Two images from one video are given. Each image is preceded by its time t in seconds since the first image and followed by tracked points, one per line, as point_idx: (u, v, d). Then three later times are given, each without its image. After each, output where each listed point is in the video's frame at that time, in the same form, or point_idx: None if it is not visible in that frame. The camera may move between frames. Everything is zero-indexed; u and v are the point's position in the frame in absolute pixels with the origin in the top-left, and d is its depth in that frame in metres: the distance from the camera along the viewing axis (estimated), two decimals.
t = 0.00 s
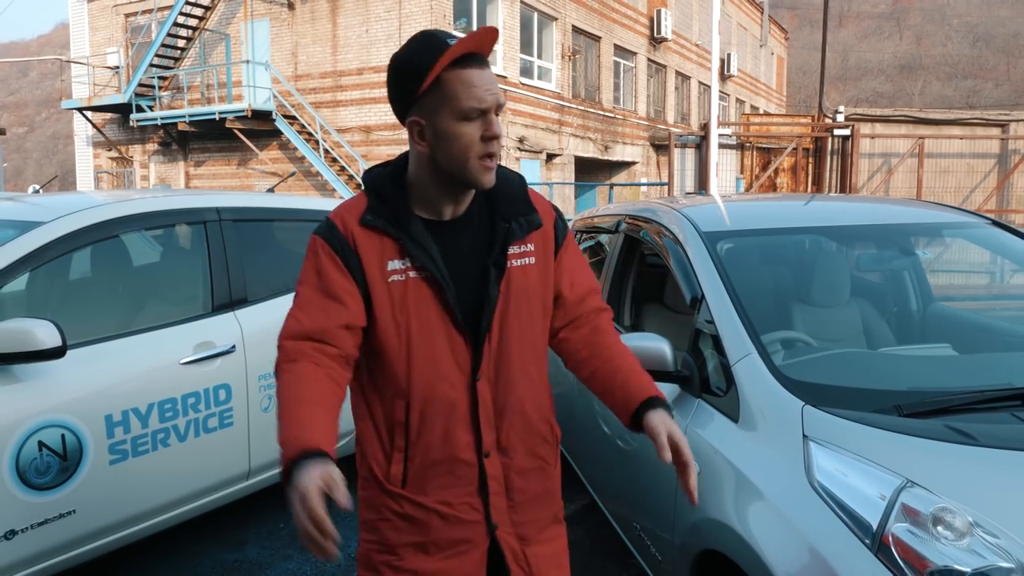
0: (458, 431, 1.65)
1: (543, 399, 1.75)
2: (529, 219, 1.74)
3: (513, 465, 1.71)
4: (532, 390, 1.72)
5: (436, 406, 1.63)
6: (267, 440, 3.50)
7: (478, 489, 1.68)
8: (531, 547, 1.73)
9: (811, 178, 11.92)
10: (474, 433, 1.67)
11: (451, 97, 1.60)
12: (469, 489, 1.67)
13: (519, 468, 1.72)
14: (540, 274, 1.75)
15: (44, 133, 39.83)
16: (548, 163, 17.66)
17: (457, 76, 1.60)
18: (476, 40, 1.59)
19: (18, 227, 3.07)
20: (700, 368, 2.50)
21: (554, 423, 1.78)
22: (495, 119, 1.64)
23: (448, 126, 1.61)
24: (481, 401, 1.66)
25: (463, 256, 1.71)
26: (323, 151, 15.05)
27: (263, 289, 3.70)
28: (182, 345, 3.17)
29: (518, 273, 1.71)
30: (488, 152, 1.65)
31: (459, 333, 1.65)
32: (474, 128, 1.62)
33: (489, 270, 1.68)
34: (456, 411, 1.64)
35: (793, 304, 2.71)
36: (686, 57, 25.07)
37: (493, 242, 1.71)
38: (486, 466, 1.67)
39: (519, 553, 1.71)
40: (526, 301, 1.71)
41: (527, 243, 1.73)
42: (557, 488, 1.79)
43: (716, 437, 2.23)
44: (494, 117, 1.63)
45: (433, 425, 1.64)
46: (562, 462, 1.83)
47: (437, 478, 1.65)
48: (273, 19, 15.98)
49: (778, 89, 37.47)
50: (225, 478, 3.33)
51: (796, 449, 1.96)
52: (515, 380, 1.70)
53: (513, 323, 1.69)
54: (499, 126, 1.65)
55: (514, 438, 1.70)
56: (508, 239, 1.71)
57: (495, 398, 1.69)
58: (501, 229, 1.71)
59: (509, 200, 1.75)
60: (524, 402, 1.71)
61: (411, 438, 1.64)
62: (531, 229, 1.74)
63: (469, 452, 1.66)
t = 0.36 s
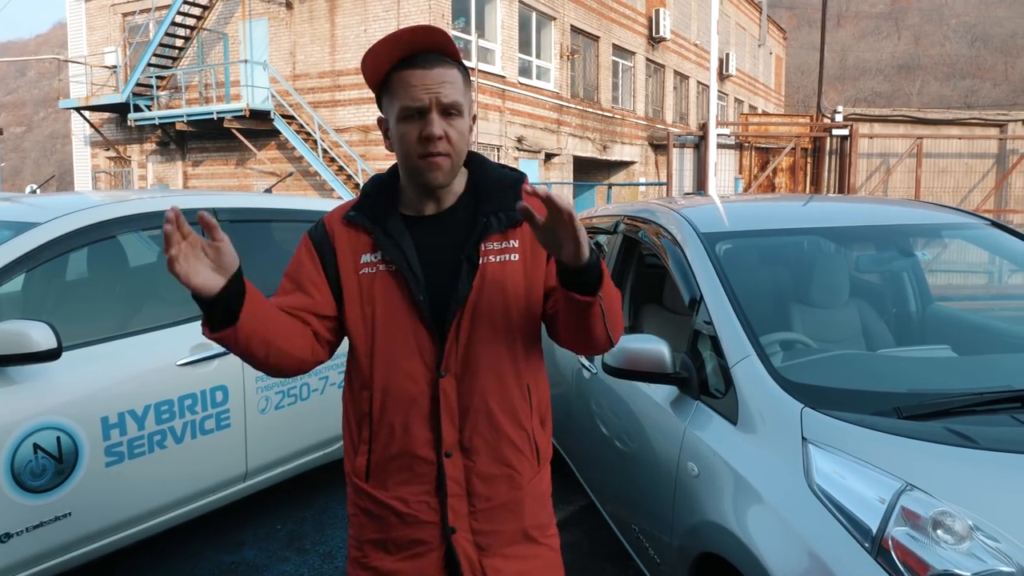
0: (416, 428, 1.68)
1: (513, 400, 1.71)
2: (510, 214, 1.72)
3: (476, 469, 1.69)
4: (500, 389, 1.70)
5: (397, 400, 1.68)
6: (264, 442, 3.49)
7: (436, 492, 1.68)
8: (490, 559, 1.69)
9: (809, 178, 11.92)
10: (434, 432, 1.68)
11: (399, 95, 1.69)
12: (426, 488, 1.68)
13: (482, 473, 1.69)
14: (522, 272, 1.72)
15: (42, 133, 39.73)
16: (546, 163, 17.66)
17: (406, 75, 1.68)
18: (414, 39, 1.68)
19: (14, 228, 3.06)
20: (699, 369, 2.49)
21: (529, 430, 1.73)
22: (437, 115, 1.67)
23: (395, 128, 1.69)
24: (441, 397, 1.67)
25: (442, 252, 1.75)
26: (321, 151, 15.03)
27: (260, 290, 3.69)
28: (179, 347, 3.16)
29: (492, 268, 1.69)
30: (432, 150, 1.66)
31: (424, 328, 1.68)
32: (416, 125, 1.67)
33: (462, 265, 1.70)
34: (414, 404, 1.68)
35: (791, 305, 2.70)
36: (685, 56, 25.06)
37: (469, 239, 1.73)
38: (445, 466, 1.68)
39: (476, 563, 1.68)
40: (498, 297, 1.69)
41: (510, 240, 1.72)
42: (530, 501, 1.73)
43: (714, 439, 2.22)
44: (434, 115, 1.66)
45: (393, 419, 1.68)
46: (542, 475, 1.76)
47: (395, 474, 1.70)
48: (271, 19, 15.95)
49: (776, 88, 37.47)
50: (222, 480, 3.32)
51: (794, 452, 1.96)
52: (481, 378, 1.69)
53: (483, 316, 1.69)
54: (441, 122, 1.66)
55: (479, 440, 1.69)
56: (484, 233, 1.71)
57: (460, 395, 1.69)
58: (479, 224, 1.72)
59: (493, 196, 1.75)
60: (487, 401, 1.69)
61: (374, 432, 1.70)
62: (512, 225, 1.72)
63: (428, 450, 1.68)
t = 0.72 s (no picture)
0: (425, 437, 1.65)
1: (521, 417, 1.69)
2: (521, 222, 1.70)
3: (483, 479, 1.68)
4: (510, 411, 1.67)
5: (405, 410, 1.65)
6: (257, 443, 3.47)
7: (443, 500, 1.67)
8: (497, 566, 1.69)
9: (806, 177, 11.90)
10: (442, 442, 1.66)
11: (398, 90, 1.68)
12: (432, 497, 1.67)
13: (490, 483, 1.68)
14: (532, 284, 1.69)
15: (39, 133, 39.55)
16: (543, 162, 17.63)
17: (404, 68, 1.68)
18: (410, 35, 1.66)
19: (5, 227, 3.03)
20: (695, 370, 2.47)
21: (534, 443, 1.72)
22: (436, 108, 1.66)
23: (395, 121, 1.70)
24: (451, 409, 1.64)
25: (452, 260, 1.72)
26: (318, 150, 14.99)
27: (254, 290, 3.66)
28: (172, 347, 3.13)
29: (504, 278, 1.67)
30: (431, 145, 1.67)
31: (434, 337, 1.65)
32: (414, 119, 1.67)
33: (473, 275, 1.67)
34: (423, 418, 1.65)
35: (788, 305, 2.68)
36: (682, 56, 25.06)
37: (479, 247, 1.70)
38: (452, 475, 1.66)
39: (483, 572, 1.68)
40: (509, 309, 1.67)
41: (519, 248, 1.69)
42: (537, 509, 1.73)
43: (711, 441, 2.20)
44: (433, 108, 1.66)
45: (400, 428, 1.65)
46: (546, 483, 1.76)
47: (402, 484, 1.67)
48: (267, 18, 15.91)
49: (774, 88, 37.47)
50: (216, 482, 3.30)
51: (791, 453, 1.94)
52: (490, 388, 1.66)
53: (495, 329, 1.66)
54: (439, 115, 1.66)
55: (487, 451, 1.67)
56: (496, 242, 1.68)
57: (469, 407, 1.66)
58: (489, 232, 1.69)
59: (503, 203, 1.72)
60: (497, 419, 1.66)
61: (379, 441, 1.67)
62: (523, 233, 1.70)
63: (435, 461, 1.66)
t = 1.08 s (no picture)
0: (461, 439, 1.62)
1: (549, 414, 1.72)
2: (553, 225, 1.69)
3: (515, 481, 1.67)
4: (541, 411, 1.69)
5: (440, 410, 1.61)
6: (253, 444, 3.45)
7: (477, 502, 1.65)
8: (526, 566, 1.70)
9: (804, 178, 11.92)
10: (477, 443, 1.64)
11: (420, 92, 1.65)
12: (466, 500, 1.64)
13: (522, 485, 1.68)
14: (562, 287, 1.70)
15: (36, 133, 39.46)
16: (541, 163, 17.62)
17: (427, 70, 1.64)
18: (436, 33, 1.61)
19: None
20: (693, 371, 2.44)
21: (561, 441, 1.75)
22: (455, 111, 1.63)
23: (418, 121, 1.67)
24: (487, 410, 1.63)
25: (486, 260, 1.70)
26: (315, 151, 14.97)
27: (250, 290, 3.65)
28: (167, 348, 3.12)
29: (540, 281, 1.67)
30: (448, 148, 1.63)
31: (471, 338, 1.62)
32: (431, 122, 1.64)
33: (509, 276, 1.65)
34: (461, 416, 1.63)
35: (786, 305, 2.67)
36: (680, 56, 25.07)
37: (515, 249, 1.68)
38: (487, 477, 1.64)
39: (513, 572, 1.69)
40: (543, 312, 1.67)
41: (550, 251, 1.69)
42: (560, 508, 1.76)
43: (708, 443, 2.19)
44: (452, 112, 1.62)
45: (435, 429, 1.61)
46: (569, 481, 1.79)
47: (437, 486, 1.63)
48: (265, 18, 15.90)
49: (771, 88, 37.49)
50: (212, 483, 3.28)
51: (789, 455, 1.92)
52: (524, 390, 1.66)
53: (530, 329, 1.65)
54: (458, 119, 1.62)
55: (519, 453, 1.67)
56: (531, 243, 1.67)
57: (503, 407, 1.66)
58: (525, 233, 1.68)
59: (534, 206, 1.72)
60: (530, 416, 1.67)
61: (412, 442, 1.62)
62: (556, 235, 1.69)
63: (470, 462, 1.63)
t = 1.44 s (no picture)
0: (458, 434, 1.63)
1: (562, 418, 1.68)
2: (575, 225, 1.66)
3: (511, 483, 1.66)
4: (547, 416, 1.65)
5: (439, 404, 1.63)
6: (250, 444, 3.44)
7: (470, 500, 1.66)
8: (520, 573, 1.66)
9: (801, 177, 11.92)
10: (475, 441, 1.64)
11: (455, 89, 1.65)
12: (460, 495, 1.65)
13: (518, 487, 1.66)
14: (581, 288, 1.66)
15: (33, 133, 39.41)
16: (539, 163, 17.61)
17: (461, 67, 1.65)
18: (470, 32, 1.63)
19: None
20: (690, 371, 2.44)
21: (570, 450, 1.70)
22: (493, 106, 1.63)
23: (451, 116, 1.67)
24: (486, 406, 1.62)
25: (502, 257, 1.70)
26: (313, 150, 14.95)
27: (247, 289, 3.64)
28: (163, 347, 3.11)
29: (552, 280, 1.64)
30: (485, 142, 1.63)
31: (477, 334, 1.63)
32: (468, 118, 1.63)
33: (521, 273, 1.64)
34: (461, 412, 1.63)
35: (784, 305, 2.66)
36: (677, 56, 25.08)
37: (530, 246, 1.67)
38: (482, 476, 1.64)
39: None
40: (557, 312, 1.63)
41: (570, 251, 1.66)
42: (563, 519, 1.71)
43: (706, 442, 2.18)
44: (490, 107, 1.62)
45: (433, 420, 1.63)
46: (578, 492, 1.74)
47: (432, 479, 1.66)
48: (262, 17, 15.88)
49: (769, 88, 37.51)
50: (207, 483, 3.27)
51: (787, 454, 1.92)
52: (530, 393, 1.63)
53: (539, 327, 1.63)
54: (496, 113, 1.62)
55: (519, 454, 1.65)
56: (546, 242, 1.65)
57: (507, 406, 1.64)
58: (544, 232, 1.66)
59: (559, 206, 1.69)
60: (535, 418, 1.64)
61: (412, 432, 1.66)
62: (577, 236, 1.66)
63: (467, 459, 1.64)
